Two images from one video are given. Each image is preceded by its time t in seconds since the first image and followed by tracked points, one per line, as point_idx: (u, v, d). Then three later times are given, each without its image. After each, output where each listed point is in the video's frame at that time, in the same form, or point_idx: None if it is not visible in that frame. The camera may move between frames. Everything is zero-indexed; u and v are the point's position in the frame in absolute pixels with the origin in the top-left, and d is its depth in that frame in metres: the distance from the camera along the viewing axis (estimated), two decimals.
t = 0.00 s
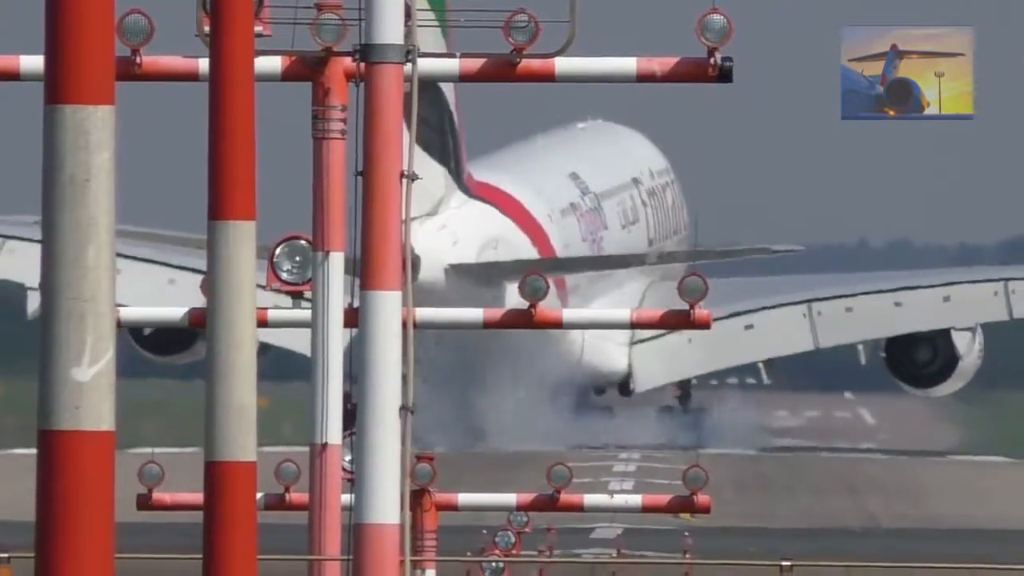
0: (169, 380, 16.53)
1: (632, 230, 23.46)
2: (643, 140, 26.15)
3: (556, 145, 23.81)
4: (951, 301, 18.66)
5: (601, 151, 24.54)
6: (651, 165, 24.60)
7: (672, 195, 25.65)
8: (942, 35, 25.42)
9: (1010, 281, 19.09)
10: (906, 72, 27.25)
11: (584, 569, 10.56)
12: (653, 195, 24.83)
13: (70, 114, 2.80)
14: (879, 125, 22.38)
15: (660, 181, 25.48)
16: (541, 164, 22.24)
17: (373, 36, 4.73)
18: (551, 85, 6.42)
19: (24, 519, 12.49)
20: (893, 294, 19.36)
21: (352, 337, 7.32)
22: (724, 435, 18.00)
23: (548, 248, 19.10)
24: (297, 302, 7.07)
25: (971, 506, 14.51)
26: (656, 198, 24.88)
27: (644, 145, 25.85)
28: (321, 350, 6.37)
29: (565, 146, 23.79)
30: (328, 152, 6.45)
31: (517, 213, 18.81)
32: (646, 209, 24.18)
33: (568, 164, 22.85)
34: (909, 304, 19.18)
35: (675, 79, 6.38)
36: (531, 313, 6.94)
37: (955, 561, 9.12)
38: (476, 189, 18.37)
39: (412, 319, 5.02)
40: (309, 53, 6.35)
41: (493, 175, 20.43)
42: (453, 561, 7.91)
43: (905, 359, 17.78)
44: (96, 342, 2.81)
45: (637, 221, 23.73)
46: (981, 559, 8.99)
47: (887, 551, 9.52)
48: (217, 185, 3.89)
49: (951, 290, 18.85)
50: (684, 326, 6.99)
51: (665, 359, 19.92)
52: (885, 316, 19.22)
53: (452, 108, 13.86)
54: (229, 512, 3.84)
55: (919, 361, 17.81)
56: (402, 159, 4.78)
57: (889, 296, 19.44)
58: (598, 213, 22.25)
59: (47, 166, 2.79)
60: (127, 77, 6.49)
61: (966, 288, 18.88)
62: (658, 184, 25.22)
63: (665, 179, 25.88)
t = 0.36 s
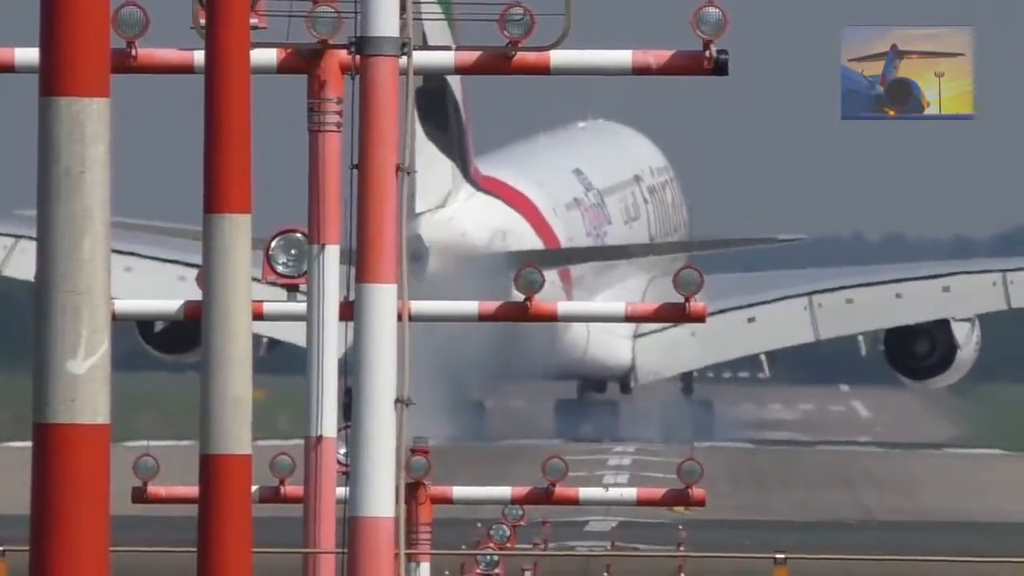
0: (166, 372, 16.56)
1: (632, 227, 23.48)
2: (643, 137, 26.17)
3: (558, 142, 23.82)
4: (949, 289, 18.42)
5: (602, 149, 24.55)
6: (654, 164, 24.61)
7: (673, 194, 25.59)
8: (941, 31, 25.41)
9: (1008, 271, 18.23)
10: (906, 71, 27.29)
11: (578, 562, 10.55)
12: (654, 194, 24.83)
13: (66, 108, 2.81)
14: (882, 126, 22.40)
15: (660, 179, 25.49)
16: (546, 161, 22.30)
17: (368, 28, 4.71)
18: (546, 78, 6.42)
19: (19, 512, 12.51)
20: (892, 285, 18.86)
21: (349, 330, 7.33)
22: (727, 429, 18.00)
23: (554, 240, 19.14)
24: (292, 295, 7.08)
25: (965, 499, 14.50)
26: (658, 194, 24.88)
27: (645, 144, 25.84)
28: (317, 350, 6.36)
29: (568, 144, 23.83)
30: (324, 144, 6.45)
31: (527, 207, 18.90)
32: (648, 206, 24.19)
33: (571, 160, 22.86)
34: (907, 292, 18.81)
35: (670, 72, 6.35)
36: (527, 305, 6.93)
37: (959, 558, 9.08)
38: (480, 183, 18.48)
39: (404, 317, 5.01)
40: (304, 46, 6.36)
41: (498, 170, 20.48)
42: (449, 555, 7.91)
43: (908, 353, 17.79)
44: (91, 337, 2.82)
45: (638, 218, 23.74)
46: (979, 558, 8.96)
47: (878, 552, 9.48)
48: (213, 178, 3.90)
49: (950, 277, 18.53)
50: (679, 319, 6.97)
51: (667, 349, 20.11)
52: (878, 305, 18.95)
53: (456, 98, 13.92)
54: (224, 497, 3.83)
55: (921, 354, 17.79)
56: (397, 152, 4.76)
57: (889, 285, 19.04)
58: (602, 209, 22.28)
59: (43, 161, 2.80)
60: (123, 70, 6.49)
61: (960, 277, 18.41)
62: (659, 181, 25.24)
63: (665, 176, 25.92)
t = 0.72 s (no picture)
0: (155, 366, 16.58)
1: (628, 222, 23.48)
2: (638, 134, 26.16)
3: (555, 136, 23.81)
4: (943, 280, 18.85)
5: (597, 142, 24.55)
6: (649, 160, 24.62)
7: (667, 188, 25.61)
8: (938, 31, 25.56)
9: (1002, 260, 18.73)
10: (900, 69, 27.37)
11: (568, 555, 10.57)
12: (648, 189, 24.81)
13: (52, 102, 2.79)
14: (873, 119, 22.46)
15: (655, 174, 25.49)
16: (544, 156, 22.29)
17: (358, 22, 4.62)
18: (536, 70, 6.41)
19: (9, 505, 12.53)
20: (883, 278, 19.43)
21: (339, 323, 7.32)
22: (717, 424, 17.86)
23: (555, 234, 19.17)
24: (281, 288, 7.07)
25: (953, 491, 14.53)
26: (652, 190, 24.88)
27: (640, 140, 25.86)
28: (305, 345, 6.35)
29: (564, 138, 23.82)
30: (313, 139, 6.45)
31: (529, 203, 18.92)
32: (643, 201, 24.20)
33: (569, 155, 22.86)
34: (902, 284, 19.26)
35: (658, 65, 6.37)
36: (516, 299, 6.93)
37: (949, 551, 9.09)
38: (481, 179, 18.51)
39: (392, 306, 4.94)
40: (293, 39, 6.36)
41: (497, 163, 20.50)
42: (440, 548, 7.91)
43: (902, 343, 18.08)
44: (78, 329, 2.80)
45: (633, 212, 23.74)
46: (970, 552, 8.98)
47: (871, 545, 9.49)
48: (201, 171, 3.84)
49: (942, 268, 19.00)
50: (668, 314, 6.98)
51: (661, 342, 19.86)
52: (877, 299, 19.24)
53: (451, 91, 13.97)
54: (214, 493, 3.81)
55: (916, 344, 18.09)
56: (386, 146, 4.67)
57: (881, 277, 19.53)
58: (598, 203, 22.29)
59: (30, 154, 2.78)
60: (112, 64, 6.49)
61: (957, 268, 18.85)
62: (653, 177, 25.24)
63: (660, 171, 25.92)
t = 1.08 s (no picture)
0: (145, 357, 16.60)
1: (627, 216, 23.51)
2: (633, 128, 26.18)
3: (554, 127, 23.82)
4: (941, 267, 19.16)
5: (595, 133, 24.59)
6: (649, 152, 24.57)
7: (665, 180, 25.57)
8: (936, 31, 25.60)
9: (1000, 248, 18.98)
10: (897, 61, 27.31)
11: (557, 546, 10.56)
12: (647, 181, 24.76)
13: (43, 93, 2.79)
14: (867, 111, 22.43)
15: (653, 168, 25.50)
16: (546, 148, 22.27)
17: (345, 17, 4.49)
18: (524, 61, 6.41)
19: None
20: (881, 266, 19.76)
21: (329, 315, 7.32)
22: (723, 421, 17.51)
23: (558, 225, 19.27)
24: (270, 280, 7.07)
25: (942, 483, 14.53)
26: (650, 181, 24.83)
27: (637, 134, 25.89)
28: (294, 337, 6.35)
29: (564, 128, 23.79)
30: (303, 131, 6.44)
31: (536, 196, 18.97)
32: (642, 195, 24.20)
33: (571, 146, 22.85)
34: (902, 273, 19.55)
35: (648, 57, 6.37)
36: (505, 290, 6.92)
37: (942, 543, 9.04)
38: (487, 171, 18.57)
39: (385, 300, 4.83)
40: (284, 31, 6.35)
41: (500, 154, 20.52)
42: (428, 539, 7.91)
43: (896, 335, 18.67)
44: (69, 321, 2.80)
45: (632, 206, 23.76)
46: (966, 546, 8.92)
47: (863, 538, 9.44)
48: (192, 162, 3.81)
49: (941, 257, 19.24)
50: (657, 306, 6.95)
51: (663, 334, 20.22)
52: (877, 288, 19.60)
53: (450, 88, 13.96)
54: (205, 487, 3.80)
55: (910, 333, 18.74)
56: (376, 137, 4.57)
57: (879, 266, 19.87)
58: (600, 196, 22.27)
59: (22, 145, 2.78)
60: (101, 54, 6.49)
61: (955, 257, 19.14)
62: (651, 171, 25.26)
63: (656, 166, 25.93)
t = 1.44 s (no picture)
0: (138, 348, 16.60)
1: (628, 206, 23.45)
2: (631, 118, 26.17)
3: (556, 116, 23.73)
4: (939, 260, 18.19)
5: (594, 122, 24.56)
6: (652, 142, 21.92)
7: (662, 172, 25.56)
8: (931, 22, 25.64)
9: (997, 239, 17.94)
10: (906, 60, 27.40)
11: (549, 538, 10.56)
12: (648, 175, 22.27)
13: (35, 85, 2.78)
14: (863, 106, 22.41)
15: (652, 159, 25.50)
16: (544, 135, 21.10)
17: (340, 5, 4.42)
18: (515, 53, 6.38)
19: None
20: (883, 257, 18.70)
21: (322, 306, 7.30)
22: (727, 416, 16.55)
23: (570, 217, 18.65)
24: (261, 271, 7.06)
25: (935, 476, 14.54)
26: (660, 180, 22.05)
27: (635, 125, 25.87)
28: (288, 328, 6.35)
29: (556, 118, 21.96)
30: (295, 122, 6.43)
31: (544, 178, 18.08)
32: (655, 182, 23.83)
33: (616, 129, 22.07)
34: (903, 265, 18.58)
35: (640, 50, 6.36)
36: (498, 282, 6.91)
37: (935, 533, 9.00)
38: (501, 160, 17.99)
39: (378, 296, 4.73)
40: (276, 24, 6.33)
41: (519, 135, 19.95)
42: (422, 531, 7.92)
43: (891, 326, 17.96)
44: (61, 312, 2.80)
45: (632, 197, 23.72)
46: (958, 534, 8.88)
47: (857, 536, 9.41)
48: (182, 153, 3.78)
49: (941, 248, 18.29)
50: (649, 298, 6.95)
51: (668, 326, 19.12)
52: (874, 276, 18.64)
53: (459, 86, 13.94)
54: (196, 477, 3.78)
55: (909, 325, 18.03)
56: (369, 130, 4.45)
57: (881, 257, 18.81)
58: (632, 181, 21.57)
59: (15, 138, 2.77)
60: (94, 46, 6.48)
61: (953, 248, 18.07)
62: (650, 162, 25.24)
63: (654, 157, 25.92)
